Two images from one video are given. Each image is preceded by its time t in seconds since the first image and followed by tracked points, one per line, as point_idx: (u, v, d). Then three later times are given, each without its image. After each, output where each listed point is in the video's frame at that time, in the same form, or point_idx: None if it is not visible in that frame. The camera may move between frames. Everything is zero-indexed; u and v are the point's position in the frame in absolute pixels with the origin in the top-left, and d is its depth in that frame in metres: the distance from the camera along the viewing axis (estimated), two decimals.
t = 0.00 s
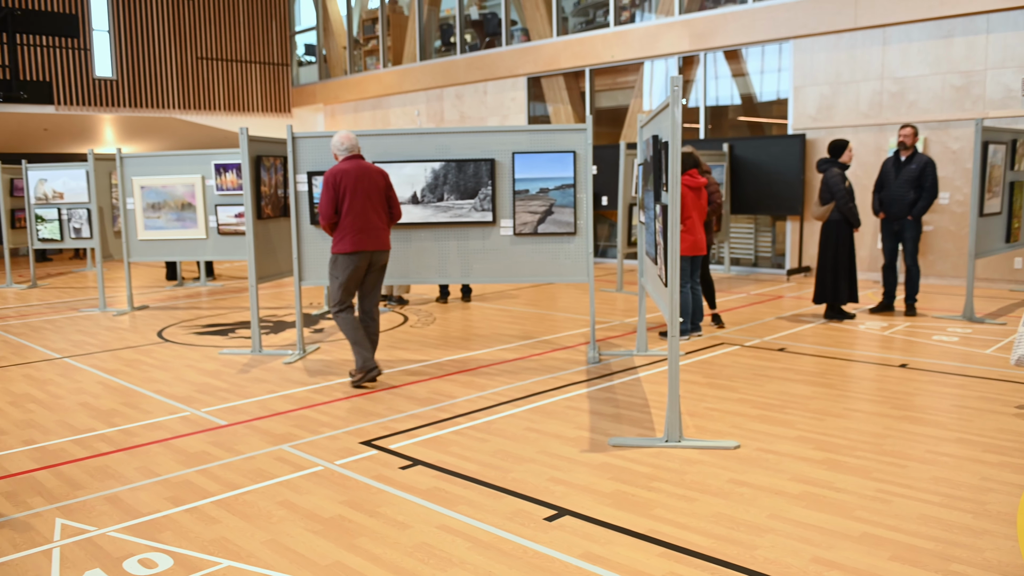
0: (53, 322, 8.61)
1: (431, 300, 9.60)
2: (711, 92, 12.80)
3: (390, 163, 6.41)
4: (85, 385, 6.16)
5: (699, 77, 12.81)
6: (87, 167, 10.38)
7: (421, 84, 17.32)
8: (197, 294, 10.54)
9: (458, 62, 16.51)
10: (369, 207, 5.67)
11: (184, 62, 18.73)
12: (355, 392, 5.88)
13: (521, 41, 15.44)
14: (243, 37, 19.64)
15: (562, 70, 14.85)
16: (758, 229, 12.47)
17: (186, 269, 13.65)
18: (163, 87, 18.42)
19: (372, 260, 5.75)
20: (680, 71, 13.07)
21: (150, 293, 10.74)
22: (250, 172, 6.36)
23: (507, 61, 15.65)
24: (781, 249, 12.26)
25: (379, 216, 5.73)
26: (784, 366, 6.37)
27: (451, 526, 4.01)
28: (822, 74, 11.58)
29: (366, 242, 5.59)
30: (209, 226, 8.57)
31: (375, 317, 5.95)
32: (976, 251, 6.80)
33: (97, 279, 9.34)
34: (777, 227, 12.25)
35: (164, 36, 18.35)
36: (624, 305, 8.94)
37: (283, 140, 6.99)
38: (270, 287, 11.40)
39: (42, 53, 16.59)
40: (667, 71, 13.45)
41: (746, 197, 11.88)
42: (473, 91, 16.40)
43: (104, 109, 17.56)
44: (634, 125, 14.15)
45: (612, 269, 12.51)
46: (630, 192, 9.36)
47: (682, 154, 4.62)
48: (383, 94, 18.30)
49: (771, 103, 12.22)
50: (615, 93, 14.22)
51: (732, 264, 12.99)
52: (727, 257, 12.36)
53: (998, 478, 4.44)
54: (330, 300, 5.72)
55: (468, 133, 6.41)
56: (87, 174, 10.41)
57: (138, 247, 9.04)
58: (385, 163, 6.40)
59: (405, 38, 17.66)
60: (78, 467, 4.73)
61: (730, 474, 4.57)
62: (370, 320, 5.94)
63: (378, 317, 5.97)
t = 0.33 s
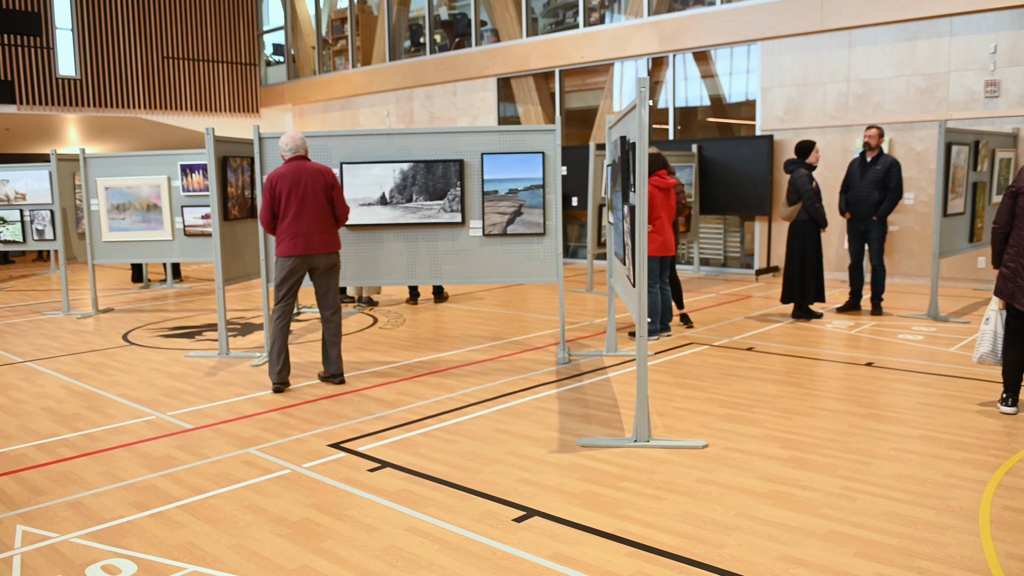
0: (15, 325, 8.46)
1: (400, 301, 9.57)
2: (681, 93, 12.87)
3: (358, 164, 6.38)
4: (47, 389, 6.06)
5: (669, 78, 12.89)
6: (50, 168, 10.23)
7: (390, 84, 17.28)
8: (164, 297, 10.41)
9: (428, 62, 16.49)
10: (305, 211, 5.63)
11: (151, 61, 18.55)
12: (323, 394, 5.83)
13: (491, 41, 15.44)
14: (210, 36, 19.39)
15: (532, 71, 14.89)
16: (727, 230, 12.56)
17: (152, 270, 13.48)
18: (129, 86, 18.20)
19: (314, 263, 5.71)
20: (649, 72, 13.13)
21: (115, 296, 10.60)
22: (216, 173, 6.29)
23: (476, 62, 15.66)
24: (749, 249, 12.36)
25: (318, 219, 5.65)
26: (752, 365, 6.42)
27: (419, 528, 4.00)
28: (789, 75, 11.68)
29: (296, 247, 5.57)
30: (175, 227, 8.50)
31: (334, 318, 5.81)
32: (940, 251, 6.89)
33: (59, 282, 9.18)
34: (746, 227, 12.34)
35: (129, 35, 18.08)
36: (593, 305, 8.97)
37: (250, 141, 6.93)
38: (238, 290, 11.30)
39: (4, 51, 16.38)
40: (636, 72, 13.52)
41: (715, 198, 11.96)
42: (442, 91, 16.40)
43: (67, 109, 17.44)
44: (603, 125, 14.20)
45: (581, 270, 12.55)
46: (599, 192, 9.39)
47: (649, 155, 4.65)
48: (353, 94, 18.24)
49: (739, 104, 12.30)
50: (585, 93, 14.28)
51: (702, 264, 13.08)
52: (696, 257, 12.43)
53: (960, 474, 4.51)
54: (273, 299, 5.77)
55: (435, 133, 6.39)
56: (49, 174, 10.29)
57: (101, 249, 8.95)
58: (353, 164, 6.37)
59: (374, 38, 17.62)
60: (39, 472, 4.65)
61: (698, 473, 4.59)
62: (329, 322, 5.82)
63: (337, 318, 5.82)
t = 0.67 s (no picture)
0: None
1: (370, 301, 9.53)
2: (652, 92, 12.93)
3: (326, 163, 6.34)
4: (10, 391, 5.96)
5: (640, 78, 12.95)
6: (13, 166, 10.05)
7: (360, 82, 17.24)
8: (131, 297, 10.29)
9: (398, 61, 16.48)
10: (242, 210, 5.50)
11: (119, 59, 18.33)
12: (291, 395, 5.79)
13: (462, 40, 15.45)
14: (178, 33, 19.20)
15: (502, 70, 14.91)
16: (697, 229, 12.66)
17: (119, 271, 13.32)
18: (94, 84, 18.04)
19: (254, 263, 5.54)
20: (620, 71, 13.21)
21: (81, 296, 10.47)
22: (183, 172, 6.22)
23: (446, 60, 15.68)
24: (719, 248, 12.46)
25: (253, 218, 5.48)
26: (721, 364, 6.47)
27: (387, 528, 3.98)
28: (758, 75, 11.77)
29: (229, 247, 5.45)
30: (141, 227, 8.43)
31: (287, 318, 5.71)
32: (906, 249, 6.99)
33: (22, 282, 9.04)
34: (716, 226, 12.46)
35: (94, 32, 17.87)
36: (564, 304, 9.00)
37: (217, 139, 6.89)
38: (207, 289, 11.20)
39: None
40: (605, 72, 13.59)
41: (684, 197, 12.04)
42: (413, 90, 16.39)
43: (32, 106, 17.18)
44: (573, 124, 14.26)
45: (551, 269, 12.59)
46: (570, 191, 9.42)
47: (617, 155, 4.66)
48: (322, 93, 18.17)
49: (710, 103, 12.36)
50: (556, 93, 14.33)
51: (672, 263, 13.16)
52: (666, 256, 12.51)
53: (924, 469, 4.57)
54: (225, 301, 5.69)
55: (404, 132, 6.35)
56: (12, 171, 9.90)
57: (67, 248, 8.86)
58: (321, 163, 6.34)
59: (345, 36, 17.58)
60: None
61: (666, 471, 4.62)
62: (282, 322, 5.71)
63: (288, 320, 5.71)
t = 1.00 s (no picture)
0: None
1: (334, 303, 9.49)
2: (616, 94, 13.03)
3: (287, 164, 6.29)
4: None
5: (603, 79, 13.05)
6: None
7: (323, 82, 17.20)
8: (87, 300, 10.12)
9: (362, 61, 16.47)
10: (188, 213, 5.46)
11: (79, 57, 18.05)
12: (251, 398, 5.74)
13: (425, 40, 15.50)
14: (136, 31, 18.96)
15: (466, 71, 14.95)
16: (660, 230, 12.76)
17: (76, 274, 13.07)
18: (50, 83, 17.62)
19: (202, 265, 5.48)
20: (583, 73, 13.29)
21: (35, 299, 10.27)
22: (140, 172, 6.14)
23: (410, 61, 15.68)
24: (682, 248, 12.57)
25: (198, 220, 5.42)
26: (683, 364, 6.52)
27: (347, 532, 3.96)
28: (719, 77, 11.89)
29: (175, 250, 5.41)
30: (98, 228, 8.45)
31: (236, 322, 5.55)
32: (864, 249, 7.10)
33: None
34: (678, 227, 12.57)
35: (49, 29, 17.46)
36: (528, 305, 9.02)
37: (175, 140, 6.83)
38: (166, 292, 11.05)
39: None
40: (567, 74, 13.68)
41: (647, 198, 12.13)
42: (377, 90, 16.38)
43: None
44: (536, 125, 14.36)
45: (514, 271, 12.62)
46: (533, 192, 9.45)
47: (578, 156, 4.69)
48: (285, 93, 18.12)
49: (673, 105, 12.47)
50: (520, 94, 14.41)
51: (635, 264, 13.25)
52: (630, 257, 12.59)
53: (880, 467, 4.65)
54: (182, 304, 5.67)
55: (365, 133, 6.33)
56: None
57: (21, 250, 8.66)
58: (282, 163, 6.28)
59: (307, 36, 17.56)
60: None
61: (627, 472, 4.65)
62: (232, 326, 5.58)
63: (238, 323, 5.54)
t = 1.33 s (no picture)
0: None
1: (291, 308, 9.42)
2: (574, 98, 13.15)
3: (239, 168, 6.23)
4: None
5: (561, 83, 13.16)
6: None
7: (279, 85, 17.11)
8: (34, 307, 9.90)
9: (317, 64, 16.39)
10: (136, 220, 5.39)
11: (29, 57, 17.62)
12: (204, 406, 5.67)
13: (382, 44, 15.50)
14: (86, 32, 18.59)
15: (423, 75, 14.97)
16: (617, 234, 12.87)
17: (22, 282, 12.74)
18: None
19: (152, 273, 5.42)
20: (540, 77, 13.39)
21: None
22: (88, 176, 6.07)
23: (367, 65, 15.66)
24: (638, 252, 12.69)
25: (146, 228, 5.35)
26: (639, 367, 6.58)
27: (300, 539, 3.92)
28: (675, 83, 12.09)
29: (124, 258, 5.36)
30: (46, 233, 8.38)
31: (181, 329, 5.45)
32: (816, 252, 7.22)
33: None
34: (635, 231, 12.69)
35: None
36: (486, 309, 9.05)
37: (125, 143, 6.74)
38: (116, 298, 10.86)
39: None
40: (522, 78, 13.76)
41: (603, 201, 12.22)
42: (333, 94, 16.31)
43: None
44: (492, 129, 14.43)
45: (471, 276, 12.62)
46: (490, 196, 9.46)
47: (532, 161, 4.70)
48: (239, 95, 17.98)
49: (630, 110, 12.64)
50: (477, 98, 14.47)
51: (593, 267, 13.34)
52: (587, 261, 12.65)
53: (830, 466, 4.73)
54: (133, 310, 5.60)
55: (319, 136, 6.27)
56: None
57: None
58: (234, 167, 6.23)
59: (262, 38, 17.46)
60: None
61: (582, 475, 4.67)
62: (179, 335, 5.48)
63: (183, 330, 5.45)
